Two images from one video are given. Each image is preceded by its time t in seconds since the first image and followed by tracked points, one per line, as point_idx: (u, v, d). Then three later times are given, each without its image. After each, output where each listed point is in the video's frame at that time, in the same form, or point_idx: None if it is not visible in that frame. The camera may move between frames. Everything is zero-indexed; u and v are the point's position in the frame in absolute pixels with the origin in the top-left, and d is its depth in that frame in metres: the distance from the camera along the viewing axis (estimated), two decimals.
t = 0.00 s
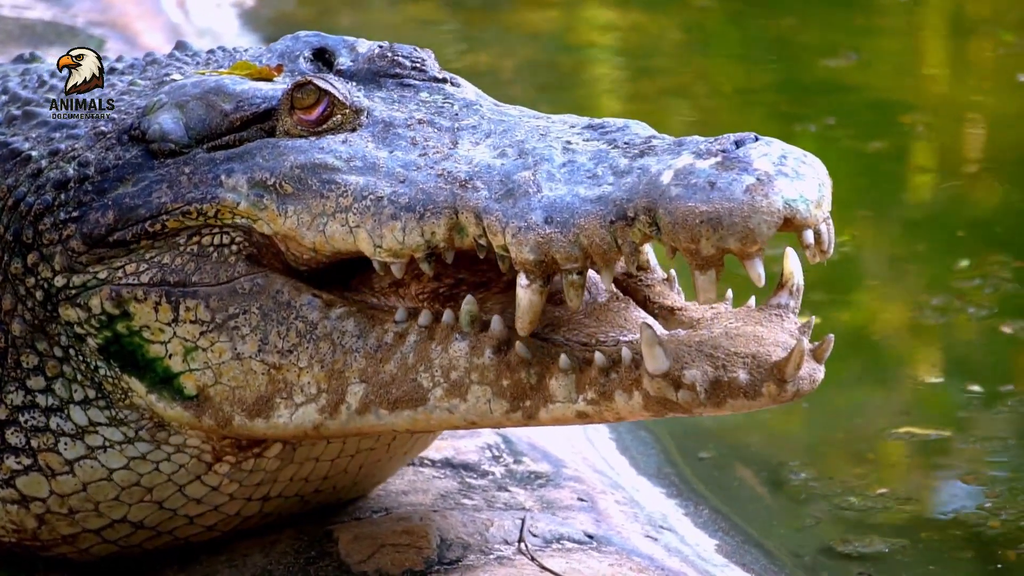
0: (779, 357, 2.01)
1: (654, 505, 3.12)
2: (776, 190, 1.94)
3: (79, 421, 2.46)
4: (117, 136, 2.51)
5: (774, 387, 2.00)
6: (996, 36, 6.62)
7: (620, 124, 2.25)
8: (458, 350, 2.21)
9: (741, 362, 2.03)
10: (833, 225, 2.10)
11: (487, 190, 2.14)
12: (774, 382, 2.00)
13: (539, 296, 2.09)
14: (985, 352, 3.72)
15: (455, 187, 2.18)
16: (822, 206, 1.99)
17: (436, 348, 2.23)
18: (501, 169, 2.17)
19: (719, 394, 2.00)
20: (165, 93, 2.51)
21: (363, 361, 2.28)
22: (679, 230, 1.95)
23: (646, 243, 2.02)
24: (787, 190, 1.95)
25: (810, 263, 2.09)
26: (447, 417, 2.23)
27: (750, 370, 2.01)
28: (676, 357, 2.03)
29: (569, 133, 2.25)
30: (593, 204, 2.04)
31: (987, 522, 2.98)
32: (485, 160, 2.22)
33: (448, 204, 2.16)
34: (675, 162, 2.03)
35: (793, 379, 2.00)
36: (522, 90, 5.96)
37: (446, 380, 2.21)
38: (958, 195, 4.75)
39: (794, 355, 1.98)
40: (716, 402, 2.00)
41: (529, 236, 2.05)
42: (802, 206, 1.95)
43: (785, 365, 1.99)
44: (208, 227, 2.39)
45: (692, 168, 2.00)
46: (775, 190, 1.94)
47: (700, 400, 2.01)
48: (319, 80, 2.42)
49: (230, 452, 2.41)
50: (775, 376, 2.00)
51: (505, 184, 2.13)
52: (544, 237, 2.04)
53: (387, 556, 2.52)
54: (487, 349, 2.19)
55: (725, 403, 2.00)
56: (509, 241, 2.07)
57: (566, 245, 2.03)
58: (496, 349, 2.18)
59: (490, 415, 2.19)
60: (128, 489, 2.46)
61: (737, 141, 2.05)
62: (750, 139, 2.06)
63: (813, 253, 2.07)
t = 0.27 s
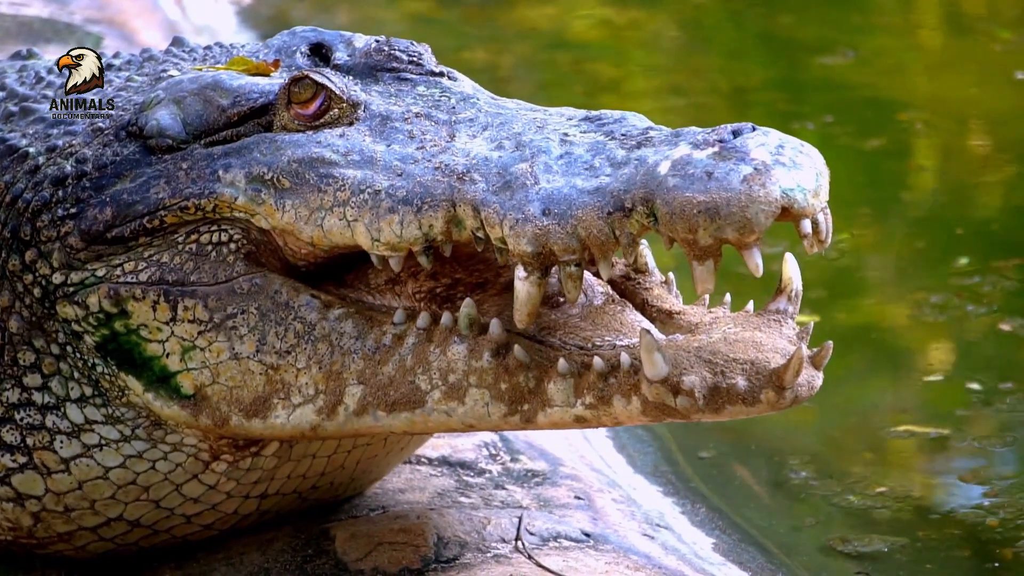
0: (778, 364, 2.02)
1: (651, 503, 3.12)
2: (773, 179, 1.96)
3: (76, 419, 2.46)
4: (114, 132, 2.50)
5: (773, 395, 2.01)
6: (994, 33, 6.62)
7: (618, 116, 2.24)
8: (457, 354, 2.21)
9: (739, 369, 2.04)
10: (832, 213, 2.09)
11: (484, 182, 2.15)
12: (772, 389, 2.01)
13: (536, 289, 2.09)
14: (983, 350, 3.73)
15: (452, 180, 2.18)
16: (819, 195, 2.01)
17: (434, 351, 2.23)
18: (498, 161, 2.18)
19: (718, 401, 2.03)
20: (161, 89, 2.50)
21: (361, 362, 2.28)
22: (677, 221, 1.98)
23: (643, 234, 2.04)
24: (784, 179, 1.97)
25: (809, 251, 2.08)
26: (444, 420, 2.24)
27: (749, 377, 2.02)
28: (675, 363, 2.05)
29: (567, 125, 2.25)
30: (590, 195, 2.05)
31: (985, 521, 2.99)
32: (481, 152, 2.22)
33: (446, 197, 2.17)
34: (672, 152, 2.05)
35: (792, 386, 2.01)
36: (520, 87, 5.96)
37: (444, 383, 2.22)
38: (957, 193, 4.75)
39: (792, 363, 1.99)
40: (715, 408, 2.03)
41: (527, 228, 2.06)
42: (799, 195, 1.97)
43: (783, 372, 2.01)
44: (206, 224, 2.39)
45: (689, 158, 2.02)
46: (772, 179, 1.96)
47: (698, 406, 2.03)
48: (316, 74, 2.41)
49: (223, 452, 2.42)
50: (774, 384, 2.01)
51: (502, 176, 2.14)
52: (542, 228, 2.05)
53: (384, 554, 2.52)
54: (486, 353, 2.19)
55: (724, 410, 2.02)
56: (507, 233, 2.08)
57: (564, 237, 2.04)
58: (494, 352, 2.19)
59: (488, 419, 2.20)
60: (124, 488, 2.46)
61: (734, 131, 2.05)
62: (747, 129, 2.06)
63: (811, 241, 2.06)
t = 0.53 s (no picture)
0: (778, 373, 2.05)
1: (650, 500, 3.12)
2: (772, 166, 1.98)
3: (74, 416, 2.46)
4: (113, 129, 2.50)
5: (773, 403, 2.04)
6: (993, 29, 6.62)
7: (616, 106, 2.26)
8: (457, 358, 2.22)
9: (740, 378, 2.06)
10: (830, 201, 2.12)
11: (482, 173, 2.16)
12: (772, 398, 2.04)
13: (537, 279, 2.12)
14: (982, 347, 3.73)
15: (451, 171, 2.19)
16: (818, 182, 2.02)
17: (434, 355, 2.24)
18: (497, 152, 2.19)
19: (718, 409, 2.04)
20: (160, 85, 2.50)
21: (361, 365, 2.29)
22: (676, 209, 1.99)
23: (642, 223, 2.05)
24: (783, 166, 1.99)
25: (808, 239, 2.11)
26: (444, 424, 2.24)
27: (749, 385, 2.04)
28: (676, 371, 2.07)
29: (565, 116, 2.26)
30: (589, 184, 2.06)
31: (984, 518, 2.99)
32: (480, 144, 2.23)
33: (445, 187, 2.17)
34: (670, 140, 2.07)
35: (793, 395, 2.04)
36: (519, 84, 5.96)
37: (444, 387, 2.22)
38: (955, 189, 4.75)
39: (793, 372, 2.02)
40: (715, 416, 2.04)
41: (526, 219, 2.07)
42: (798, 181, 1.99)
43: (784, 381, 2.03)
44: (206, 221, 2.40)
45: (688, 146, 2.03)
46: (771, 166, 1.98)
47: (698, 414, 2.04)
48: (314, 68, 2.41)
49: (219, 449, 2.42)
50: (774, 393, 2.04)
51: (501, 167, 2.15)
52: (541, 218, 2.06)
53: (383, 550, 2.52)
54: (486, 357, 2.21)
55: (724, 418, 2.03)
56: (506, 224, 2.09)
57: (563, 227, 2.06)
58: (495, 357, 2.20)
59: (488, 423, 2.21)
60: (122, 485, 2.46)
61: (732, 118, 2.07)
62: (746, 116, 2.09)
63: (811, 229, 2.08)
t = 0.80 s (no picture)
0: (778, 388, 2.08)
1: (649, 498, 3.13)
2: (771, 154, 2.00)
3: (72, 415, 2.46)
4: (113, 126, 2.50)
5: (773, 417, 2.07)
6: (992, 25, 6.62)
7: (615, 98, 2.26)
8: (457, 365, 2.23)
9: (740, 391, 2.10)
10: (830, 189, 2.12)
11: (482, 165, 2.17)
12: (772, 411, 2.08)
13: (536, 270, 2.13)
14: (981, 343, 3.73)
15: (450, 164, 2.19)
16: (818, 169, 2.04)
17: (434, 361, 2.25)
18: (496, 144, 2.20)
19: (718, 421, 2.08)
20: (159, 82, 2.50)
21: (361, 370, 2.29)
22: (675, 197, 2.01)
23: (642, 213, 2.07)
24: (782, 154, 2.00)
25: (808, 228, 2.11)
26: (442, 430, 2.25)
27: (749, 399, 2.08)
28: (676, 383, 2.09)
29: (564, 108, 2.27)
30: (588, 174, 2.08)
31: (981, 515, 2.99)
32: (479, 136, 2.23)
33: (444, 180, 2.18)
34: (669, 130, 2.08)
35: (793, 409, 2.08)
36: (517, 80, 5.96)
37: (443, 395, 2.23)
38: (953, 186, 4.76)
39: (793, 387, 2.05)
40: (715, 428, 2.08)
41: (525, 209, 2.09)
42: (797, 168, 2.00)
43: (784, 396, 2.07)
44: (206, 221, 2.40)
45: (686, 135, 2.05)
46: (770, 154, 2.00)
47: (698, 426, 2.08)
48: (314, 63, 2.41)
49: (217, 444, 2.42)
50: (774, 406, 2.08)
51: (500, 159, 2.16)
52: (540, 209, 2.08)
53: (382, 548, 2.52)
54: (487, 365, 2.22)
55: (723, 431, 2.07)
56: (505, 214, 2.11)
57: (563, 217, 2.07)
58: (495, 365, 2.21)
59: (487, 431, 2.23)
60: (120, 483, 2.46)
61: (731, 107, 2.09)
62: (744, 105, 2.10)
63: (810, 217, 2.08)
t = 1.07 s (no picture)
0: (777, 413, 2.10)
1: (646, 494, 3.13)
2: (767, 142, 2.01)
3: (68, 414, 2.46)
4: (111, 126, 2.50)
5: (770, 442, 2.09)
6: (988, 22, 6.62)
7: (612, 90, 2.25)
8: (456, 380, 2.24)
9: (738, 414, 2.11)
10: (826, 177, 2.11)
11: (479, 157, 2.18)
12: (770, 436, 2.10)
13: (535, 261, 2.14)
14: (977, 340, 3.74)
15: (448, 157, 2.20)
16: (814, 156, 2.04)
17: (433, 375, 2.26)
18: (493, 136, 2.20)
19: (715, 445, 2.10)
20: (157, 81, 2.50)
21: (358, 381, 2.30)
22: (672, 186, 2.02)
23: (639, 203, 2.08)
24: (778, 142, 2.01)
25: (805, 217, 2.11)
26: (439, 444, 2.27)
27: (747, 423, 2.10)
28: (675, 405, 2.12)
29: (561, 100, 2.27)
30: (585, 165, 2.09)
31: (975, 511, 3.00)
32: (477, 129, 2.24)
33: (442, 172, 2.18)
34: (666, 119, 2.09)
35: (790, 435, 2.10)
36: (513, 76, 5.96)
37: (441, 409, 2.25)
38: (949, 182, 4.76)
39: (792, 414, 2.07)
40: (712, 451, 2.10)
41: (523, 200, 2.10)
42: (794, 156, 2.01)
43: (783, 421, 2.09)
44: (206, 224, 2.41)
45: (683, 124, 2.06)
46: (766, 142, 2.01)
47: (695, 449, 2.10)
48: (311, 59, 2.41)
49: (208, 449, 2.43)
50: (772, 431, 2.10)
51: (497, 151, 2.17)
52: (538, 200, 2.09)
53: (380, 544, 2.52)
54: (485, 381, 2.23)
55: (720, 454, 2.09)
56: (503, 206, 2.12)
57: (560, 208, 2.08)
58: (494, 381, 2.23)
59: (483, 446, 2.24)
60: (116, 482, 2.47)
61: (727, 96, 2.10)
62: (740, 93, 2.11)
63: (807, 206, 2.08)
